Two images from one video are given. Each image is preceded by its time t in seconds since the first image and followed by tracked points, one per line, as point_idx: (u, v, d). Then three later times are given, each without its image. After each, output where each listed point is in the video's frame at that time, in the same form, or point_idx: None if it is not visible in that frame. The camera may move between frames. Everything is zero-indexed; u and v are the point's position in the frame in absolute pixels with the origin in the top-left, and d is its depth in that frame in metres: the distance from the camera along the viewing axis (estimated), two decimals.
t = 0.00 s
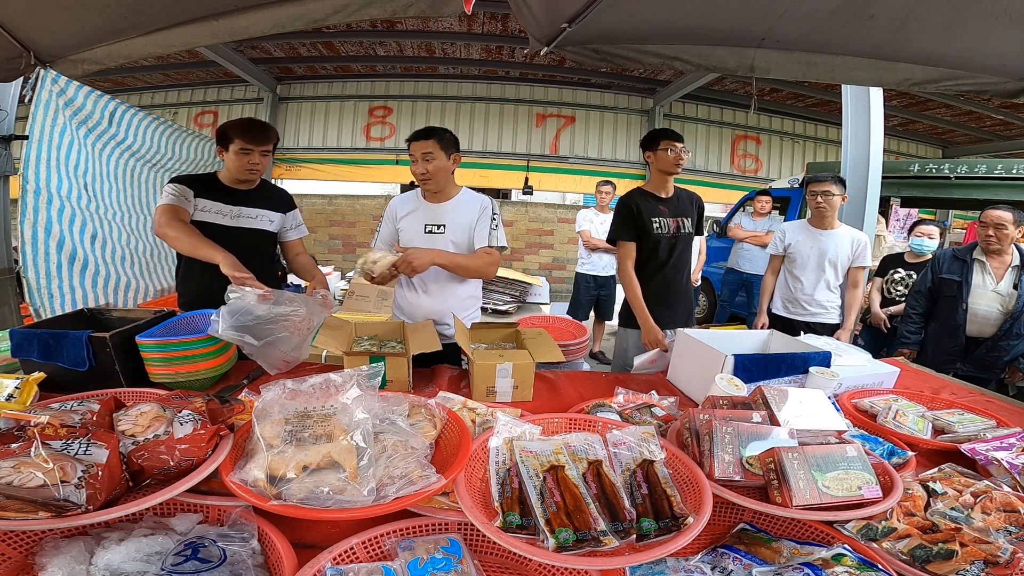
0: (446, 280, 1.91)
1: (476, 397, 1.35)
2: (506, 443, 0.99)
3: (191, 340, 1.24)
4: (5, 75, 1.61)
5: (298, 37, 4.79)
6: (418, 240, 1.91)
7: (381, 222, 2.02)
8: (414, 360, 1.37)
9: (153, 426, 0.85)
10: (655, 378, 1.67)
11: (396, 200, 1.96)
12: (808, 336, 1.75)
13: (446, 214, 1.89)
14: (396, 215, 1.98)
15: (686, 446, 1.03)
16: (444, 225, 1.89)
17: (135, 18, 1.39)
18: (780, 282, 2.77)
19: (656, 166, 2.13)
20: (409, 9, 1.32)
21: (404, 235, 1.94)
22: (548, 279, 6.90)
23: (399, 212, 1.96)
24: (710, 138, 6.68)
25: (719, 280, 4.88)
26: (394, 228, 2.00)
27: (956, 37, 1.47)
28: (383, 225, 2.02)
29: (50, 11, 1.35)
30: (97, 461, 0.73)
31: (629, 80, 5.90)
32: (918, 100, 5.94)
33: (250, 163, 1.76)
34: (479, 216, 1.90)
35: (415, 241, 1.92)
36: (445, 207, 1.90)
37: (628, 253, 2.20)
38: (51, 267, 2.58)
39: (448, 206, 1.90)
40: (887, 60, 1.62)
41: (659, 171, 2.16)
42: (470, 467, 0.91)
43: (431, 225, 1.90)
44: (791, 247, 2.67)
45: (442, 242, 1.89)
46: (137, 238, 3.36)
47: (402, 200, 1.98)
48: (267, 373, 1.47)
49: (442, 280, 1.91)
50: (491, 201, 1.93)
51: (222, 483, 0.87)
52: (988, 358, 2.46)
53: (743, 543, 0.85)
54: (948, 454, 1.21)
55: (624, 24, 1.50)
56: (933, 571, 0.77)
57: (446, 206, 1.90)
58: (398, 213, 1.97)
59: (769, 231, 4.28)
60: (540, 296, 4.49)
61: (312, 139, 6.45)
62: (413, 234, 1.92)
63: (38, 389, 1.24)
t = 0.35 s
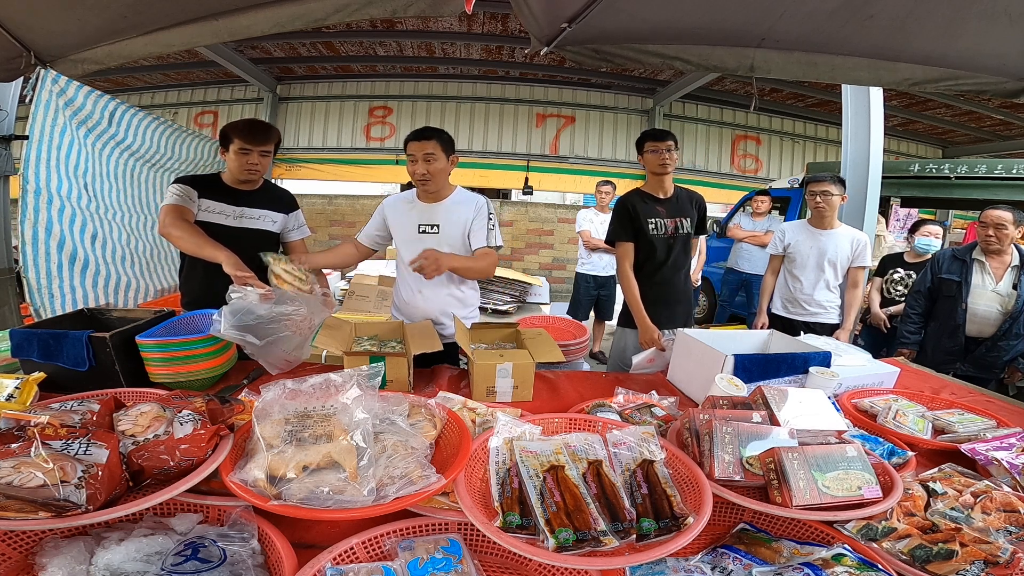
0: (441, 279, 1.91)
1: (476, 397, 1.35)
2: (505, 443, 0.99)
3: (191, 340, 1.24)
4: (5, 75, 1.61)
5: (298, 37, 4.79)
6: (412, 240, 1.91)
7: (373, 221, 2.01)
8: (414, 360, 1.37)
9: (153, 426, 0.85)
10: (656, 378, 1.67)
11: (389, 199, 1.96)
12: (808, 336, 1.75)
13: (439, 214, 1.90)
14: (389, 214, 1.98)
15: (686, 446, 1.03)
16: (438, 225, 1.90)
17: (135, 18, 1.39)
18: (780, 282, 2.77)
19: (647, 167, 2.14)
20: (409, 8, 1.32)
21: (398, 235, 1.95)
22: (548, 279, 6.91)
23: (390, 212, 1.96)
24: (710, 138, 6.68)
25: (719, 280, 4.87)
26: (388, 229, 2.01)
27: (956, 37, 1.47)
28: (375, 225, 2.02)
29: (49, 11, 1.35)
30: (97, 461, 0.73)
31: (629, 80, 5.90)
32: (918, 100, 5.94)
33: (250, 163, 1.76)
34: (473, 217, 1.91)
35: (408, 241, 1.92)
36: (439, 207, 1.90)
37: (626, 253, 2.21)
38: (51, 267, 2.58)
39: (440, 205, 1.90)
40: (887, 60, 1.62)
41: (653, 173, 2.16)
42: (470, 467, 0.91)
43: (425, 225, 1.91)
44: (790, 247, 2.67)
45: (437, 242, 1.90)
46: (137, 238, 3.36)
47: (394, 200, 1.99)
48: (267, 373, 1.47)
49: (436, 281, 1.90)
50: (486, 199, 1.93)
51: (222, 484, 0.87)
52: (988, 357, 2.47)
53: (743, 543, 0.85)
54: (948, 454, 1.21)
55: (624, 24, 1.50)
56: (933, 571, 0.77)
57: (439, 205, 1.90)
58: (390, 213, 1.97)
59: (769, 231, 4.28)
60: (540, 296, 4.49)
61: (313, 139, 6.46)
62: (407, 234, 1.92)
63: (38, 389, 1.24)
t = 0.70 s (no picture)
0: (445, 279, 1.91)
1: (476, 397, 1.35)
2: (506, 443, 0.99)
3: (191, 340, 1.24)
4: (5, 75, 1.61)
5: (298, 37, 4.79)
6: (416, 241, 1.90)
7: (371, 221, 1.95)
8: (414, 360, 1.37)
9: (153, 426, 0.85)
10: (655, 378, 1.67)
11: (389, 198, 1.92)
12: (808, 336, 1.75)
13: (443, 215, 1.90)
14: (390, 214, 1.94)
15: (686, 446, 1.03)
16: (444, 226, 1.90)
17: (135, 18, 1.39)
18: (780, 282, 2.77)
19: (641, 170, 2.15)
20: (409, 8, 1.31)
21: (400, 235, 1.92)
22: (548, 279, 6.91)
23: (392, 212, 1.92)
24: (710, 138, 6.68)
25: (719, 280, 4.87)
26: (387, 228, 1.97)
27: (956, 37, 1.47)
28: (374, 225, 1.97)
29: (49, 10, 1.35)
30: (97, 461, 0.73)
31: (629, 80, 5.90)
32: (918, 100, 5.94)
33: (239, 161, 1.75)
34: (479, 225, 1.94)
35: (412, 242, 1.90)
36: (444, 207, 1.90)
37: (627, 254, 2.21)
38: (51, 267, 2.59)
39: (445, 206, 1.90)
40: (887, 60, 1.62)
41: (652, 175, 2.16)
42: (470, 466, 0.91)
43: (430, 225, 1.90)
44: (790, 247, 2.67)
45: (443, 243, 1.90)
46: (137, 238, 3.36)
47: (394, 199, 1.95)
48: (267, 373, 1.47)
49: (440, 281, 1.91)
50: (494, 205, 1.97)
51: (222, 484, 0.87)
52: (988, 358, 2.47)
53: (743, 543, 0.85)
54: (948, 454, 1.21)
55: (624, 24, 1.50)
56: (933, 571, 0.77)
57: (443, 206, 1.90)
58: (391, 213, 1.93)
59: (769, 231, 4.27)
60: (540, 296, 4.49)
61: (313, 139, 6.46)
62: (411, 234, 1.90)
63: (38, 389, 1.24)
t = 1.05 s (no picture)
0: (451, 279, 1.92)
1: (476, 388, 1.36)
2: (506, 443, 0.99)
3: (191, 339, 1.25)
4: (5, 75, 1.61)
5: (298, 37, 4.79)
6: (427, 242, 1.88)
7: (378, 224, 1.84)
8: (413, 360, 1.37)
9: (153, 426, 0.85)
10: (655, 378, 1.67)
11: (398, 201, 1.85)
12: (808, 336, 1.75)
13: (452, 215, 1.89)
14: (400, 216, 1.86)
15: (686, 446, 1.03)
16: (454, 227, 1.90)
17: (135, 18, 1.39)
18: (780, 282, 2.77)
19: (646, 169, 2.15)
20: (409, 8, 1.31)
21: (408, 237, 1.88)
22: (548, 279, 6.92)
23: (402, 214, 1.85)
24: (710, 138, 6.68)
25: (719, 280, 4.87)
26: (395, 230, 1.86)
27: (956, 37, 1.47)
28: (383, 229, 1.84)
29: (48, 10, 1.35)
30: (97, 461, 0.74)
31: (629, 80, 5.90)
32: (918, 100, 5.94)
33: (218, 159, 1.73)
34: (486, 219, 1.97)
35: (420, 243, 1.88)
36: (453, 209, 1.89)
37: (629, 253, 2.22)
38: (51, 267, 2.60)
39: (454, 207, 1.90)
40: (887, 60, 1.62)
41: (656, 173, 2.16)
42: (470, 467, 0.91)
43: (439, 227, 1.88)
44: (790, 247, 2.67)
45: (452, 244, 1.90)
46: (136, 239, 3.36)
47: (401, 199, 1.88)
48: (266, 373, 1.46)
49: (446, 281, 1.91)
50: (497, 203, 1.98)
51: (222, 484, 0.87)
52: (988, 358, 2.47)
53: (743, 543, 0.85)
54: (948, 454, 1.21)
55: (623, 23, 1.50)
56: (933, 571, 0.77)
57: (451, 206, 1.89)
58: (402, 214, 1.85)
59: (769, 231, 4.27)
60: (540, 296, 4.49)
61: (313, 139, 6.45)
62: (422, 236, 1.87)
63: (38, 389, 1.24)
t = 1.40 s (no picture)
0: (454, 280, 1.92)
1: (476, 397, 1.35)
2: (505, 443, 0.99)
3: (192, 340, 1.24)
4: (6, 75, 1.61)
5: (298, 37, 4.79)
6: (431, 243, 1.88)
7: (383, 225, 1.83)
8: (414, 360, 1.37)
9: (153, 426, 0.85)
10: (655, 378, 1.67)
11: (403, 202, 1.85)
12: (808, 336, 1.75)
13: (456, 216, 1.90)
14: (404, 217, 1.85)
15: (686, 446, 1.03)
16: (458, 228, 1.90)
17: (135, 18, 1.39)
18: (780, 282, 2.77)
19: (655, 166, 2.13)
20: (409, 8, 1.31)
21: (412, 237, 1.88)
22: (548, 279, 6.92)
23: (406, 214, 1.85)
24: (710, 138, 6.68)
25: (719, 280, 4.87)
26: (400, 231, 1.86)
27: (956, 37, 1.47)
28: (387, 229, 1.84)
29: (48, 10, 1.35)
30: (97, 461, 0.74)
31: (629, 80, 5.90)
32: (918, 100, 5.94)
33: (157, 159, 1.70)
34: (488, 219, 1.97)
35: (424, 243, 1.88)
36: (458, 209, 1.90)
37: (630, 252, 2.22)
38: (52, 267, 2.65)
39: (458, 208, 1.90)
40: (886, 60, 1.62)
41: (660, 172, 2.15)
42: (470, 467, 0.91)
43: (443, 228, 1.88)
44: (790, 247, 2.66)
45: (456, 245, 1.90)
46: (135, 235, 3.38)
47: (405, 200, 1.88)
48: (266, 373, 1.47)
49: (448, 282, 1.91)
50: (499, 202, 1.98)
51: (222, 484, 0.87)
52: (988, 358, 2.48)
53: (743, 543, 0.85)
54: (948, 454, 1.21)
55: (623, 24, 1.50)
56: (933, 571, 0.77)
57: (455, 207, 1.90)
58: (406, 215, 1.85)
59: (769, 231, 4.27)
60: (540, 296, 4.49)
61: (312, 139, 6.45)
62: (425, 237, 1.87)
63: (38, 389, 1.24)
